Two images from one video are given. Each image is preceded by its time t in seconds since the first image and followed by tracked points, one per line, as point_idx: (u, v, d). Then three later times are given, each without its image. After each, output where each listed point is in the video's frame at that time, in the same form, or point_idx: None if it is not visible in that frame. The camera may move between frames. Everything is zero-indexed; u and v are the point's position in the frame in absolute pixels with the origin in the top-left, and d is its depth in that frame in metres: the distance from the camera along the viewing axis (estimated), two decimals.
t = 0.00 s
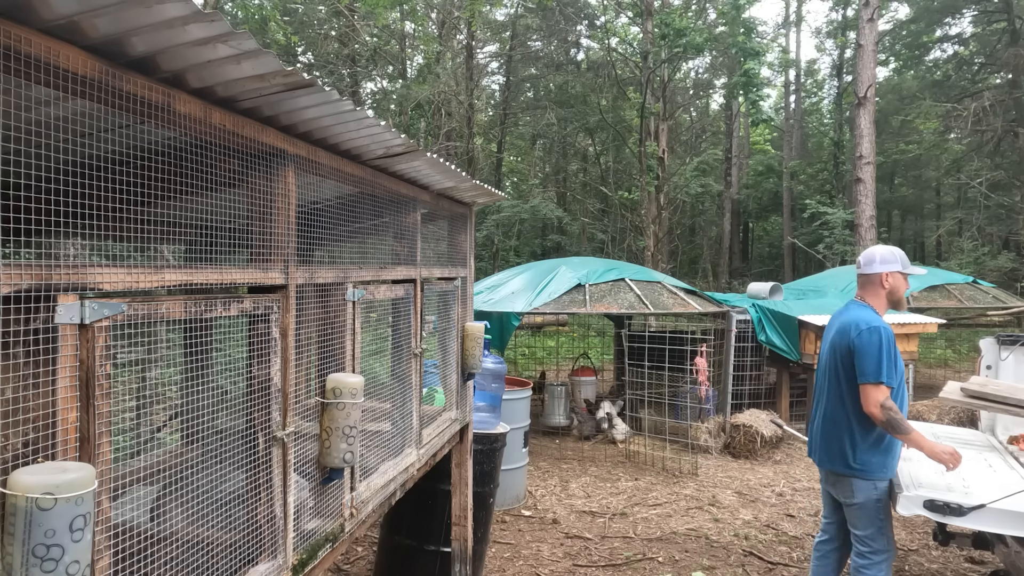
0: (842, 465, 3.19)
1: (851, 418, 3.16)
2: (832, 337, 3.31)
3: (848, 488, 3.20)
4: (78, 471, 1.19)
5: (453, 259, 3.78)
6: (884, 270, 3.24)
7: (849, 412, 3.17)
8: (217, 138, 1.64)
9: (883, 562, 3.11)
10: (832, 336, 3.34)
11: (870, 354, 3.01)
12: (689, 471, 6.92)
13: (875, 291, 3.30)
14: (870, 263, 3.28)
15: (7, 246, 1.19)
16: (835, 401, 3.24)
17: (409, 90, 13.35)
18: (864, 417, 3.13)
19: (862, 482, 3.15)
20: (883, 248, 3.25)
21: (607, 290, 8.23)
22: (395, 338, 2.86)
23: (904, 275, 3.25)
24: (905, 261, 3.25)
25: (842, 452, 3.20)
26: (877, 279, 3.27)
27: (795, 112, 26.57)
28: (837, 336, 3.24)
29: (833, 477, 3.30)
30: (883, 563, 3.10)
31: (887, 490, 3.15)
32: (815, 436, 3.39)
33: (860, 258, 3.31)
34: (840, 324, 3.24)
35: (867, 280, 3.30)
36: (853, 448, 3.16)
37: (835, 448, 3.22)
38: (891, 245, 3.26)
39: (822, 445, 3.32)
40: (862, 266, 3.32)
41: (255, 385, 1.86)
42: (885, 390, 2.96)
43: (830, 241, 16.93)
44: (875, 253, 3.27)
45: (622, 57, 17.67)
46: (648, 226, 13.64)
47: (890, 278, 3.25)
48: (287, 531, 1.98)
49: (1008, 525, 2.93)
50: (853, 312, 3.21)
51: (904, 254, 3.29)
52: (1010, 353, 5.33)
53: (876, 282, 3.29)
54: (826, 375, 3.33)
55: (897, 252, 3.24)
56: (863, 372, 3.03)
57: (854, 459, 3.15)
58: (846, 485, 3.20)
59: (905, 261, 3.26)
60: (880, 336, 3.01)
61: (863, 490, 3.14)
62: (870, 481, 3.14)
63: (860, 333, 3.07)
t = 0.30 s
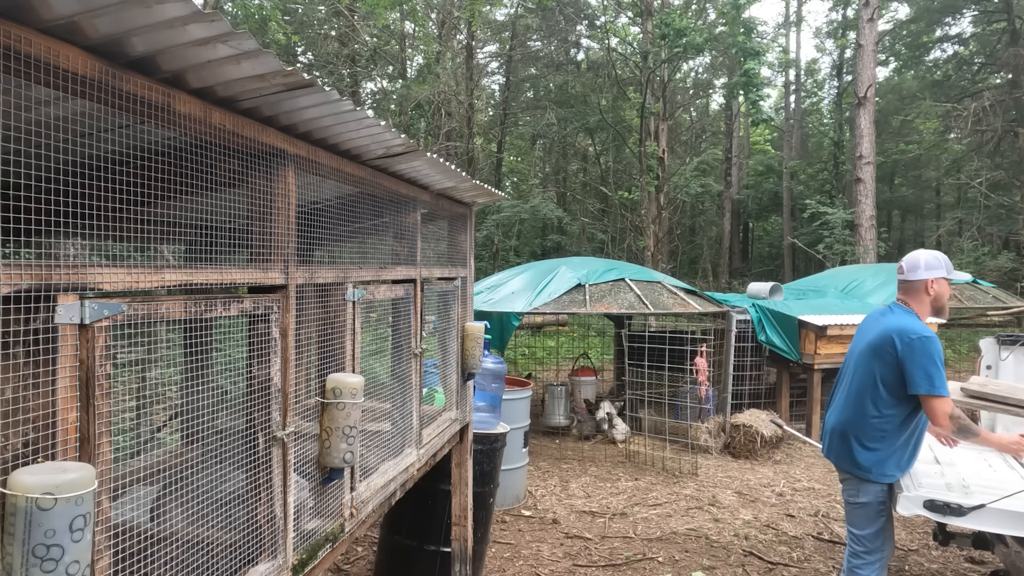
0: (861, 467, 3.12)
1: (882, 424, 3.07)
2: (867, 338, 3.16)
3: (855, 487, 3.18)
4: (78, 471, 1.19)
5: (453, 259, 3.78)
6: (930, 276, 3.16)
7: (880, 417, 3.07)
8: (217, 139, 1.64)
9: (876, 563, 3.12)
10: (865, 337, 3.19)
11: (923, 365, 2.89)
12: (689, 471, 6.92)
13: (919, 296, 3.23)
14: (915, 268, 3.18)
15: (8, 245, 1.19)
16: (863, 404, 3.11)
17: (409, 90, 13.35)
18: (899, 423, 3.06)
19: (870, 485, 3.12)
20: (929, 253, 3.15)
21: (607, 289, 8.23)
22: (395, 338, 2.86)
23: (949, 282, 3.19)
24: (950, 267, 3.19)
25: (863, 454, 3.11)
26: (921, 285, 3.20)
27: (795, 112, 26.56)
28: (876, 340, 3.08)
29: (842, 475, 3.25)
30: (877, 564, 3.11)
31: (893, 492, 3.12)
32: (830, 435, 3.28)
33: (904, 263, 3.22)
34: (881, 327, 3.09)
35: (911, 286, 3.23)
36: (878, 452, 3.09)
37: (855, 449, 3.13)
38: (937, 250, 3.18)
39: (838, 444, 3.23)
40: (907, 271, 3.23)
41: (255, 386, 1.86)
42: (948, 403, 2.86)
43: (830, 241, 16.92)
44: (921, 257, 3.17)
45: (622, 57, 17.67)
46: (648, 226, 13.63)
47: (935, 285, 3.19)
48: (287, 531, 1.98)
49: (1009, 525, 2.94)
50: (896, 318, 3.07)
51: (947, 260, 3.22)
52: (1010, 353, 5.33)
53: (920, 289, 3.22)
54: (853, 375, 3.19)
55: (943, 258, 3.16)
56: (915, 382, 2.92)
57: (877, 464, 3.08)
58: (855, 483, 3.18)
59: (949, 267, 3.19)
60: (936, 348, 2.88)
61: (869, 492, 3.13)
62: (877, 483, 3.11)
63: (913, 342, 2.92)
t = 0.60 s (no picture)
0: (870, 459, 3.20)
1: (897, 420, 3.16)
2: (891, 337, 3.26)
3: (856, 481, 3.26)
4: (78, 470, 1.19)
5: (453, 259, 3.78)
6: (964, 287, 3.19)
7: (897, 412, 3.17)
8: (217, 139, 1.64)
9: (876, 560, 3.18)
10: (890, 336, 3.29)
11: (951, 364, 2.99)
12: (689, 471, 6.92)
13: (950, 305, 3.27)
14: (950, 278, 3.21)
15: (7, 246, 1.19)
16: (880, 398, 3.20)
17: (409, 90, 13.35)
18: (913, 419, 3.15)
19: (871, 479, 3.20)
20: (965, 265, 3.18)
21: (607, 289, 8.23)
22: (395, 338, 2.86)
23: (982, 295, 3.22)
24: (984, 280, 3.21)
25: (874, 446, 3.19)
26: (954, 295, 3.23)
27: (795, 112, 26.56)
28: (903, 339, 3.17)
29: (847, 469, 3.33)
30: (876, 561, 3.17)
31: (892, 492, 3.18)
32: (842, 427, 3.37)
33: (938, 273, 3.24)
34: (909, 328, 3.18)
35: (943, 295, 3.27)
36: (889, 445, 3.17)
37: (866, 441, 3.22)
38: (973, 262, 3.20)
39: (849, 436, 3.31)
40: (941, 280, 3.26)
41: (255, 386, 1.86)
42: (976, 402, 2.96)
43: (830, 241, 16.92)
44: (957, 269, 3.19)
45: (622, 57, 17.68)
46: (648, 226, 13.63)
47: (966, 295, 3.22)
48: (287, 531, 1.98)
49: (1009, 525, 2.93)
50: (924, 320, 3.16)
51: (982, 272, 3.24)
52: (1010, 353, 5.33)
53: (952, 298, 3.26)
54: (873, 372, 3.29)
55: (978, 271, 3.19)
56: (942, 380, 3.03)
57: (887, 457, 3.16)
58: (858, 478, 3.25)
59: (984, 280, 3.22)
60: (966, 350, 2.97)
61: (868, 487, 3.21)
62: (877, 477, 3.19)
63: (942, 342, 3.01)
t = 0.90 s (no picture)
0: (873, 453, 3.20)
1: (906, 417, 3.16)
2: (909, 338, 3.26)
3: (855, 475, 3.28)
4: (78, 471, 1.19)
5: (453, 259, 3.78)
6: (986, 296, 3.19)
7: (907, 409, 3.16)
8: (217, 139, 1.64)
9: (874, 557, 3.18)
10: (909, 336, 3.29)
11: (967, 364, 2.98)
12: (689, 471, 6.92)
13: (971, 313, 3.27)
14: (972, 287, 3.22)
15: (7, 246, 1.19)
16: (891, 394, 3.21)
17: (409, 90, 13.35)
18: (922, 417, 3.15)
19: (870, 474, 3.21)
20: (988, 275, 3.18)
21: (607, 290, 8.23)
22: (395, 338, 2.86)
23: (1005, 306, 3.20)
24: (1007, 292, 3.20)
25: (878, 440, 3.20)
26: (976, 304, 3.23)
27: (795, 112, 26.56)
28: (920, 339, 3.18)
29: (849, 463, 3.34)
30: (873, 557, 3.18)
31: (891, 490, 3.17)
32: (848, 420, 3.38)
33: (961, 281, 3.25)
34: (928, 328, 3.18)
35: (963, 303, 3.27)
36: (894, 441, 3.17)
37: (870, 435, 3.22)
38: (996, 273, 3.20)
39: (854, 431, 3.31)
40: (964, 288, 3.26)
41: (255, 386, 1.86)
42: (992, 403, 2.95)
43: (830, 241, 16.92)
44: (980, 278, 3.20)
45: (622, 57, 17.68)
46: (648, 226, 13.63)
47: (988, 305, 3.21)
48: (287, 531, 1.98)
49: (1008, 525, 2.93)
50: (944, 322, 3.16)
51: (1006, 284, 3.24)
52: (1010, 353, 5.31)
53: (973, 306, 3.25)
54: (886, 369, 3.30)
55: (1002, 281, 3.18)
56: (957, 379, 3.02)
57: (890, 451, 3.16)
58: (857, 472, 3.27)
59: (1007, 292, 3.21)
60: (985, 352, 2.96)
61: (868, 481, 3.21)
62: (875, 472, 3.19)
63: (959, 343, 3.00)
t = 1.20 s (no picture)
0: (874, 453, 3.20)
1: (908, 417, 3.16)
2: (911, 338, 3.26)
3: (856, 475, 3.28)
4: (78, 471, 1.19)
5: (453, 259, 3.78)
6: (985, 298, 3.21)
7: (909, 410, 3.16)
8: (217, 139, 1.64)
9: (875, 557, 3.18)
10: (910, 336, 3.29)
11: (970, 363, 2.98)
12: (689, 471, 6.92)
13: (970, 314, 3.29)
14: (972, 288, 3.24)
15: (7, 246, 1.19)
16: (892, 394, 3.21)
17: (409, 90, 13.34)
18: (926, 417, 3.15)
19: (871, 474, 3.21)
20: (988, 275, 3.19)
21: (607, 290, 8.23)
22: (395, 338, 2.86)
23: (1005, 308, 3.21)
24: (1009, 293, 3.21)
25: (880, 440, 3.20)
26: (976, 304, 3.24)
27: (795, 112, 26.55)
28: (922, 338, 3.18)
29: (849, 463, 3.35)
30: (873, 557, 3.18)
31: (892, 490, 3.17)
32: (849, 420, 3.38)
33: (961, 282, 3.27)
34: (930, 328, 3.19)
35: (964, 304, 3.29)
36: (895, 441, 3.17)
37: (872, 435, 3.23)
38: (997, 274, 3.21)
39: (855, 431, 3.31)
40: (964, 289, 3.29)
41: (255, 386, 1.86)
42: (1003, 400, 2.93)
43: (830, 241, 16.92)
44: (980, 278, 3.21)
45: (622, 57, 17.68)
46: (648, 226, 13.63)
47: (988, 305, 3.22)
48: (287, 531, 1.98)
49: (1008, 525, 2.93)
50: (946, 322, 3.16)
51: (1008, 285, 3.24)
52: (1009, 353, 5.26)
53: (972, 307, 3.27)
54: (887, 369, 3.31)
55: (1003, 282, 3.19)
56: (962, 378, 3.02)
57: (891, 450, 3.16)
58: (858, 471, 3.27)
59: (1008, 292, 3.22)
60: (988, 350, 2.96)
61: (868, 481, 3.21)
62: (876, 471, 3.20)
63: (962, 342, 3.00)
